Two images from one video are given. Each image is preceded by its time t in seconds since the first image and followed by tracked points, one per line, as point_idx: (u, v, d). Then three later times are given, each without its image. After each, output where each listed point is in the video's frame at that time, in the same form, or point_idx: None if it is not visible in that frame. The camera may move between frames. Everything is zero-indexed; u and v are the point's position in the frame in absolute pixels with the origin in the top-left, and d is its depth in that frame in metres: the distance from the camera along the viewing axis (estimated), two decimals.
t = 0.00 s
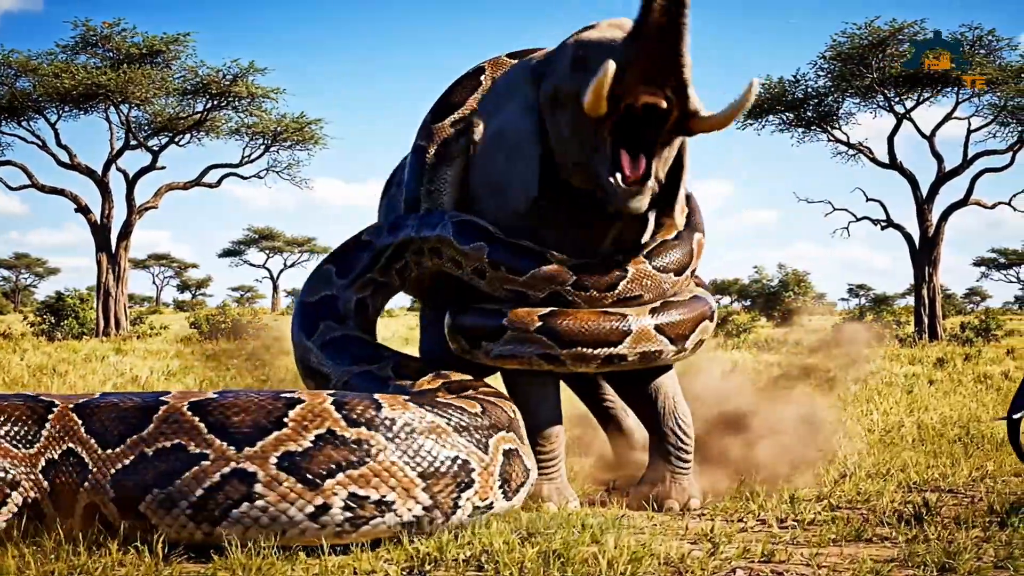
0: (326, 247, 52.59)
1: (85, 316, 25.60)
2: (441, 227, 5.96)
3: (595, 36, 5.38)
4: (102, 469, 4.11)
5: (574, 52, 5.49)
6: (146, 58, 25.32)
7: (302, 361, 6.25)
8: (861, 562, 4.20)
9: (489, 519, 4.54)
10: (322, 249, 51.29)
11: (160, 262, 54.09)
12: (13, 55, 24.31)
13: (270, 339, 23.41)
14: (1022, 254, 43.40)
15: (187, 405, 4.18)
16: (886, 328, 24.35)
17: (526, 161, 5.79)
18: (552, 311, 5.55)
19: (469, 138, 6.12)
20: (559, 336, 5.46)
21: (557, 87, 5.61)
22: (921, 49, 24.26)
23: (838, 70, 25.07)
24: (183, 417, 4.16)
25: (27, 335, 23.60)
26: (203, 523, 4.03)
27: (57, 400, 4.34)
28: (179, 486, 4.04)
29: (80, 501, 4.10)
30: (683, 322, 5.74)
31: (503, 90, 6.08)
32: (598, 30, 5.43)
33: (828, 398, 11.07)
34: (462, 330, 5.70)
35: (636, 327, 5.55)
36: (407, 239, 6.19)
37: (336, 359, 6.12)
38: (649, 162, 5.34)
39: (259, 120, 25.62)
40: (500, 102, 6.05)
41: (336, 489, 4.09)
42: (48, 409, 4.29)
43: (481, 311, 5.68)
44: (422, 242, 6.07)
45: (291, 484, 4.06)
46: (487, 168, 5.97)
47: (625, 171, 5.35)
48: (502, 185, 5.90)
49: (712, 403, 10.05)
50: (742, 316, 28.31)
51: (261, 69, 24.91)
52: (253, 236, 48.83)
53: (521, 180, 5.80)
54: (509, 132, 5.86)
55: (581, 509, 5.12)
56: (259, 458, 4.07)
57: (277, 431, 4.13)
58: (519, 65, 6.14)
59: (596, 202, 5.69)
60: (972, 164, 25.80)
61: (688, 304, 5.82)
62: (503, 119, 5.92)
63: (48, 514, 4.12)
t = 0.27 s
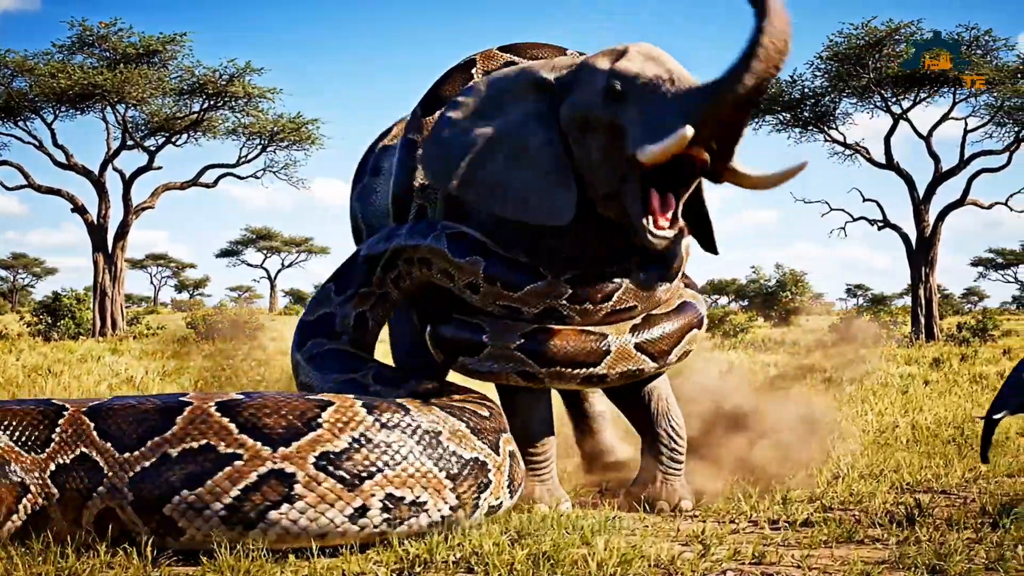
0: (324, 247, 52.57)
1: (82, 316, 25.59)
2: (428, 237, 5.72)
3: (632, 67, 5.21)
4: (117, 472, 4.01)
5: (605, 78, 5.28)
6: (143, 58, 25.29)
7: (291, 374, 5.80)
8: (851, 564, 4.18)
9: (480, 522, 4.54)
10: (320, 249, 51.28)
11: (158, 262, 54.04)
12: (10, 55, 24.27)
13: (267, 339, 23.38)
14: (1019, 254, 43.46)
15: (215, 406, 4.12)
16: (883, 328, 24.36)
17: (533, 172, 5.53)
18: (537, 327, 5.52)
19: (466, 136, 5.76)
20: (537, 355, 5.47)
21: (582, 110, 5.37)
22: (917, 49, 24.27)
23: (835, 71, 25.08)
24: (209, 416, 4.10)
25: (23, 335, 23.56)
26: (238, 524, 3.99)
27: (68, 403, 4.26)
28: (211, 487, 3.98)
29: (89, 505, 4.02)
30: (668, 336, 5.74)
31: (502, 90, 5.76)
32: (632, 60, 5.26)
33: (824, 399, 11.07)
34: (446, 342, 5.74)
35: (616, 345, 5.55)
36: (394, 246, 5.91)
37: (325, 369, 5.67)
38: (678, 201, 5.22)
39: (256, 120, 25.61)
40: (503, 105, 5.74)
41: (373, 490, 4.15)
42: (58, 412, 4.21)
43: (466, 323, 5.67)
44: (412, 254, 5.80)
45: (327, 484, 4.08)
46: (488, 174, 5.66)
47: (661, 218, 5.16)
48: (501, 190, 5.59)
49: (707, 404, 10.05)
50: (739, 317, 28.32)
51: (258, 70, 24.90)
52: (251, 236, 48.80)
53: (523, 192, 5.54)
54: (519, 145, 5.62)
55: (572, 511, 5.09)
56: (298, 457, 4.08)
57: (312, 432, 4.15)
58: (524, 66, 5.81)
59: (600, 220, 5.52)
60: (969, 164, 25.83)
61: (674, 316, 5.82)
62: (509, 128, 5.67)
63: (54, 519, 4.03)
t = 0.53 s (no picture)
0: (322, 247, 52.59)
1: (79, 317, 25.57)
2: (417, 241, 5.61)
3: (653, 99, 5.14)
4: (142, 475, 3.94)
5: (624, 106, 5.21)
6: (139, 59, 25.28)
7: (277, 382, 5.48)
8: (841, 565, 4.19)
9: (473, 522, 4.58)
10: (317, 249, 51.30)
11: (155, 262, 54.03)
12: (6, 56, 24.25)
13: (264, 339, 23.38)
14: (1016, 254, 43.56)
15: (245, 406, 4.10)
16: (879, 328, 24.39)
17: (543, 180, 5.37)
18: (524, 332, 5.44)
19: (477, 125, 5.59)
20: (521, 360, 5.38)
21: (599, 132, 5.29)
22: (913, 50, 24.31)
23: (832, 71, 25.11)
24: (241, 417, 4.08)
25: (20, 335, 23.55)
26: (280, 525, 3.99)
27: (82, 406, 4.18)
28: (253, 487, 3.97)
29: (111, 509, 3.95)
30: (649, 344, 5.65)
31: (515, 89, 5.71)
32: (651, 90, 5.21)
33: (818, 399, 11.09)
34: (430, 345, 5.66)
35: (599, 351, 5.48)
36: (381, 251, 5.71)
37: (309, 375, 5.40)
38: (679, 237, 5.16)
39: (253, 120, 25.61)
40: (512, 101, 5.68)
41: (405, 487, 4.26)
42: (72, 415, 4.13)
43: (449, 327, 5.59)
44: (399, 258, 5.64)
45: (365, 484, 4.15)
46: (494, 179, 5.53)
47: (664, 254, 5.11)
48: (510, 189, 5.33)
49: (702, 405, 10.05)
50: (736, 317, 28.35)
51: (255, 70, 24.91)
52: (248, 236, 48.81)
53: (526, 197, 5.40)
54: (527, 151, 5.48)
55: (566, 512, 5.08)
56: (336, 456, 4.11)
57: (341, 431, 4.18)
58: (539, 72, 5.71)
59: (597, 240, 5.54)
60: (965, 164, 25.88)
61: (657, 322, 5.72)
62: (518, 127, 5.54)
63: (73, 524, 3.97)
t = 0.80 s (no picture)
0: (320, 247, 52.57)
1: (78, 317, 25.58)
2: (413, 243, 5.61)
3: (655, 107, 5.09)
4: (161, 475, 3.92)
5: (626, 112, 5.15)
6: (138, 59, 25.28)
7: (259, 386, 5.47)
8: (833, 565, 4.21)
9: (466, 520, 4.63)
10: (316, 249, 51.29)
11: (154, 262, 54.00)
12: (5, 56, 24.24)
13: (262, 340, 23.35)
14: (1015, 254, 43.63)
15: (267, 408, 4.14)
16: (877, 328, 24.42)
17: (541, 185, 5.33)
18: (522, 333, 5.46)
19: (478, 124, 5.50)
20: (521, 362, 5.37)
21: (600, 136, 5.21)
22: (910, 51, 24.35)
23: (829, 71, 25.16)
24: (264, 418, 4.10)
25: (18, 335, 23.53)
26: (306, 524, 4.05)
27: (89, 408, 4.14)
28: (278, 486, 4.00)
29: (126, 510, 3.93)
30: (645, 340, 5.62)
31: (517, 88, 5.65)
32: (652, 96, 5.16)
33: (814, 399, 11.14)
34: (422, 349, 5.63)
35: (598, 351, 5.45)
36: (371, 256, 5.72)
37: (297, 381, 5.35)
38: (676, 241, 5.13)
39: (251, 120, 25.62)
40: (513, 98, 5.62)
41: (419, 485, 4.34)
42: (80, 416, 4.08)
43: (444, 332, 5.58)
44: (391, 262, 5.65)
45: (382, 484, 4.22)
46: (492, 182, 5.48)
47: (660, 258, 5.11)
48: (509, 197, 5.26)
49: (698, 405, 10.07)
50: (734, 317, 28.36)
51: (253, 70, 24.93)
52: (246, 236, 48.79)
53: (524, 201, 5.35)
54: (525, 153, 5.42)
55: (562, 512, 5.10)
56: (355, 457, 4.16)
57: (364, 429, 4.24)
58: (541, 72, 5.65)
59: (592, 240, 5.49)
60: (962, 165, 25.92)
61: (652, 318, 5.70)
62: (519, 126, 5.49)
63: (83, 526, 3.94)
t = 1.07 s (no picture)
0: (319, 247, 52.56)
1: (76, 317, 25.58)
2: (411, 246, 5.61)
3: (653, 93, 5.06)
4: (179, 476, 3.93)
5: (624, 100, 5.11)
6: (137, 59, 25.31)
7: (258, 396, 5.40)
8: (825, 564, 4.25)
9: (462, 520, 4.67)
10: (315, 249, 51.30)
11: (153, 262, 53.99)
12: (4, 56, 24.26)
13: (261, 340, 23.36)
14: (1013, 254, 43.72)
15: (285, 411, 4.18)
16: (875, 329, 24.43)
17: (536, 182, 5.34)
18: (523, 334, 5.44)
19: (467, 126, 5.52)
20: (524, 364, 5.37)
21: (600, 126, 5.17)
22: (908, 51, 24.40)
23: (827, 72, 25.23)
24: (282, 422, 4.15)
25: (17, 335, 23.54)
26: (324, 524, 4.08)
27: (99, 409, 4.13)
28: (298, 487, 4.03)
29: (142, 512, 3.93)
30: (646, 335, 5.64)
31: (505, 85, 5.58)
32: (648, 83, 5.14)
33: (810, 399, 11.18)
34: (422, 354, 5.59)
35: (600, 349, 5.47)
36: (366, 262, 5.71)
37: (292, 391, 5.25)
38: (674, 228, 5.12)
39: (249, 121, 25.66)
40: (502, 98, 5.56)
41: (427, 486, 4.40)
42: (91, 418, 4.08)
43: (444, 335, 5.54)
44: (388, 266, 5.63)
45: (394, 487, 4.27)
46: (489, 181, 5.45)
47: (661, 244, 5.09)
48: (501, 194, 5.35)
49: (695, 405, 10.09)
50: (732, 317, 28.39)
51: (252, 71, 24.97)
52: (245, 236, 48.80)
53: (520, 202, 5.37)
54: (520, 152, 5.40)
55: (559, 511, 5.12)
56: (368, 462, 4.20)
57: (370, 438, 4.24)
58: (532, 67, 5.57)
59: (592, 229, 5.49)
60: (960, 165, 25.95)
61: (650, 314, 5.71)
62: (509, 122, 5.46)
63: (97, 528, 3.93)
